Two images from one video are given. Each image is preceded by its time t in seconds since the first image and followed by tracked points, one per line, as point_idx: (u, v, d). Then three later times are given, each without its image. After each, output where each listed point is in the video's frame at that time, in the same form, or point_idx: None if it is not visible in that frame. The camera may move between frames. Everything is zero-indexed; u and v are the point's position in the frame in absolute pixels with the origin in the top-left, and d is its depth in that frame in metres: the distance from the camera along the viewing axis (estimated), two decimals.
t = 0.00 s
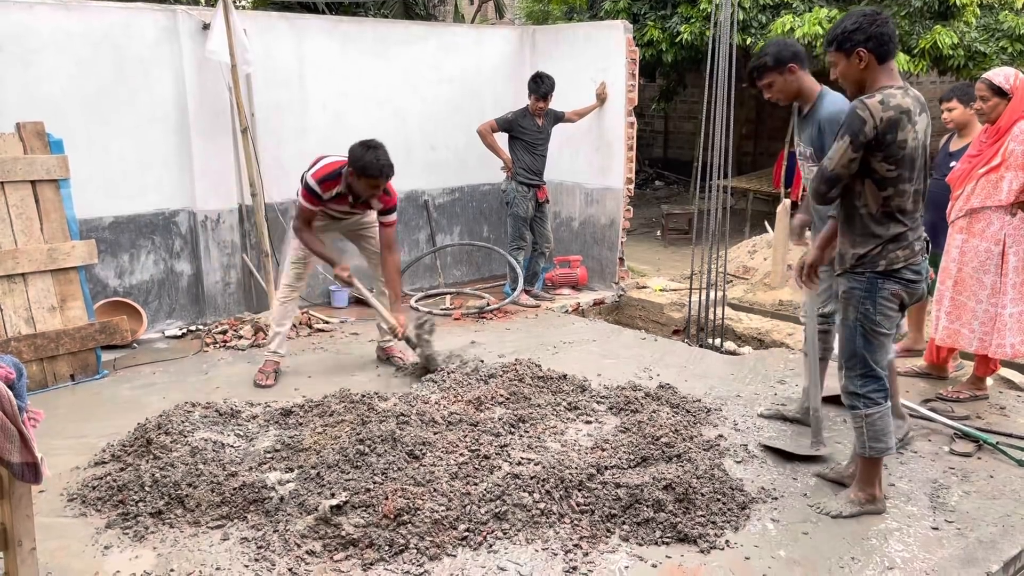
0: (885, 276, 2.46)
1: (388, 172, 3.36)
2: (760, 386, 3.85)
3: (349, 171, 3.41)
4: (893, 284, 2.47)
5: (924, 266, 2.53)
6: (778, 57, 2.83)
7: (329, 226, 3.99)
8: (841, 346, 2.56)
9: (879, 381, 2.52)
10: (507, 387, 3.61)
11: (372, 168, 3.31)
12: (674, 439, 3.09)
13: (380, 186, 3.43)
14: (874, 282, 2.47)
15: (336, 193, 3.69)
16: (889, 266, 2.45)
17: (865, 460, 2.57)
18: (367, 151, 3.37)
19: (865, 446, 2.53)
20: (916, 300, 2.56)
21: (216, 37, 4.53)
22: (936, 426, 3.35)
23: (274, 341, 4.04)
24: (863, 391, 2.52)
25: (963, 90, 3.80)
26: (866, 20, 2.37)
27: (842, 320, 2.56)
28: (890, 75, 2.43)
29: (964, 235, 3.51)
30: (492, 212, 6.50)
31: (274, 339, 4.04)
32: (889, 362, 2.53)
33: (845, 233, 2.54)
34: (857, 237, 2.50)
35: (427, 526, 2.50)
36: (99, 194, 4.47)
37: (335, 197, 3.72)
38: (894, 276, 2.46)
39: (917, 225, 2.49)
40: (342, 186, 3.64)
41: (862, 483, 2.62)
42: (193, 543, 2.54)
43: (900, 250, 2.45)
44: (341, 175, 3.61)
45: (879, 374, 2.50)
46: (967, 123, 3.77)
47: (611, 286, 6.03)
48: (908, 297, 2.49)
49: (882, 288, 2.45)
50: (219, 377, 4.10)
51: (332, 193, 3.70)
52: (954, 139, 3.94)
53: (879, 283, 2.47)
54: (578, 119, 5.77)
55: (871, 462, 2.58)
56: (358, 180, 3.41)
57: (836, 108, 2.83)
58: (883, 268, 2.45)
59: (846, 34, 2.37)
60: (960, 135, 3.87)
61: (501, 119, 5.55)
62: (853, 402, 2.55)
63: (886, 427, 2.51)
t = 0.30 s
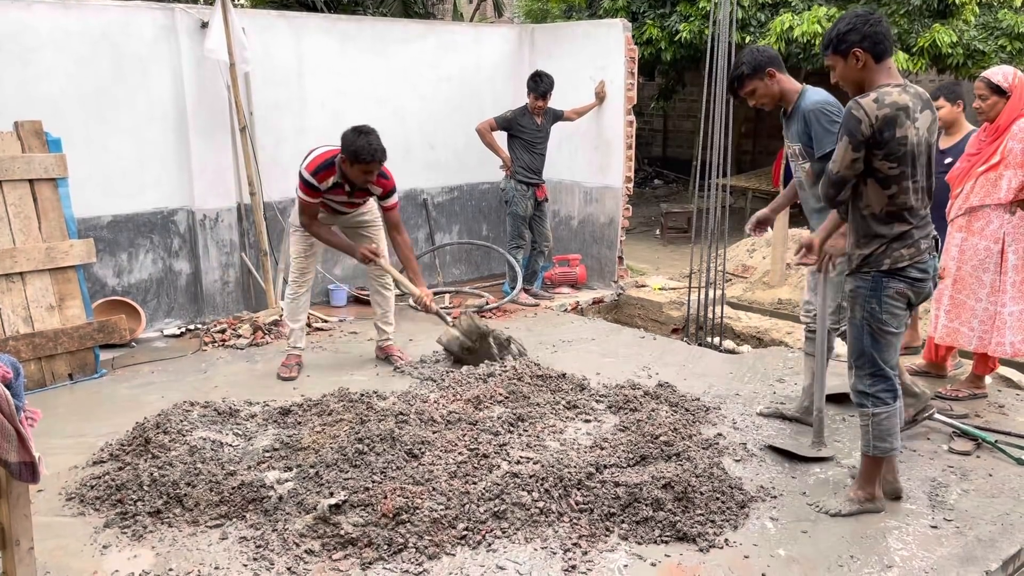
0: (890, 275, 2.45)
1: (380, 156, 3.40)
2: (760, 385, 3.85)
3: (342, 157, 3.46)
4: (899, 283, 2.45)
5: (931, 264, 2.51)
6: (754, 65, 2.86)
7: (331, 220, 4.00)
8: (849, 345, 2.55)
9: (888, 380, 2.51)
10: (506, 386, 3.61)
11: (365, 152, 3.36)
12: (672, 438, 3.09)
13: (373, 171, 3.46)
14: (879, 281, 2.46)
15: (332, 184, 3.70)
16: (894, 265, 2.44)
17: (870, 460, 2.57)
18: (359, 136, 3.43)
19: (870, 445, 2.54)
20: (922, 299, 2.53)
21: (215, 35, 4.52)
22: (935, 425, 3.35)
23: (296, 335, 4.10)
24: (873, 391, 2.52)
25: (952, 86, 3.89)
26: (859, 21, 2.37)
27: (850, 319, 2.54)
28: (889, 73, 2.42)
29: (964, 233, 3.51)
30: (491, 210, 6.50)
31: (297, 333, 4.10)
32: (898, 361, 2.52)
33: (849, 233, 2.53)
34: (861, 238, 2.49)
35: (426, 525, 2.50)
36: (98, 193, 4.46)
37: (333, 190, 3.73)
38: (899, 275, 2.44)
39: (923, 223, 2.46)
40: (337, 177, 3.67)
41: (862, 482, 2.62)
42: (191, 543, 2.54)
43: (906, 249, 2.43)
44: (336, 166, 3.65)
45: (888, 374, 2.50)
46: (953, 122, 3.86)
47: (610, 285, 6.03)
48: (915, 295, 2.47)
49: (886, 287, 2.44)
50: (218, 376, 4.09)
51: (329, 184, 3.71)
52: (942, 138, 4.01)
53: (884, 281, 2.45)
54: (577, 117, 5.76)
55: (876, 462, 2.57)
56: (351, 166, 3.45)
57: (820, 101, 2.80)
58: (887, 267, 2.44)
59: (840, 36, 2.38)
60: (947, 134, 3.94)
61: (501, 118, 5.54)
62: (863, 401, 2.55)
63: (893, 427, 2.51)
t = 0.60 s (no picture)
0: (890, 270, 2.45)
1: (359, 151, 3.41)
2: (759, 383, 3.85)
3: (320, 151, 3.46)
4: (898, 278, 2.44)
5: (934, 260, 2.49)
6: (760, 61, 2.87)
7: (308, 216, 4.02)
8: (849, 341, 2.54)
9: (886, 377, 2.50)
10: (505, 384, 3.61)
11: (344, 146, 3.37)
12: (671, 437, 3.09)
13: (351, 164, 3.48)
14: (879, 276, 2.46)
15: (303, 177, 3.70)
16: (893, 260, 2.44)
17: (868, 458, 2.57)
18: (337, 129, 3.41)
19: (868, 442, 2.54)
20: (926, 296, 2.51)
21: (213, 34, 4.52)
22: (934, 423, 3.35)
23: (294, 335, 4.11)
24: (870, 387, 2.51)
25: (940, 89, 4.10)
26: (870, 18, 2.38)
27: (850, 314, 2.53)
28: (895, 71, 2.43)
29: (961, 232, 3.52)
30: (489, 209, 6.50)
31: (293, 332, 4.10)
32: (896, 358, 2.51)
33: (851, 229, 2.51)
34: (863, 234, 2.48)
35: (425, 524, 2.50)
36: (96, 192, 4.46)
37: (304, 182, 3.74)
38: (899, 269, 2.44)
39: (925, 221, 2.46)
40: (311, 170, 3.68)
41: (861, 480, 2.62)
42: (191, 542, 2.54)
43: (905, 244, 2.43)
44: (311, 159, 3.66)
45: (887, 371, 2.49)
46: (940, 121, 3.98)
47: (609, 284, 6.03)
48: (916, 291, 2.46)
49: (886, 282, 2.44)
50: (217, 375, 4.09)
51: (299, 177, 3.71)
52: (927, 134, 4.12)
53: (884, 276, 2.45)
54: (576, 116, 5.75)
55: (874, 459, 2.57)
56: (329, 161, 3.46)
57: (823, 99, 2.75)
58: (888, 262, 2.44)
59: (851, 32, 2.37)
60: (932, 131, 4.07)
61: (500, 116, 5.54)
62: (861, 397, 2.54)
63: (891, 424, 2.50)
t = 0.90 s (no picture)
0: (889, 266, 2.45)
1: (377, 174, 3.38)
2: (757, 382, 3.85)
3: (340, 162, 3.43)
4: (896, 274, 2.45)
5: (930, 258, 2.50)
6: (794, 53, 2.84)
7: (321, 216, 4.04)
8: (838, 336, 2.55)
9: (873, 372, 2.52)
10: (504, 383, 3.61)
11: (367, 165, 3.34)
12: (670, 436, 3.09)
13: (366, 185, 3.44)
14: (878, 271, 2.45)
15: (314, 178, 3.69)
16: (894, 255, 2.43)
17: (861, 454, 2.57)
18: (361, 148, 3.38)
19: (858, 438, 2.53)
20: (921, 293, 2.52)
21: (212, 33, 4.51)
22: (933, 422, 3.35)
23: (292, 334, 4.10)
24: (857, 382, 2.53)
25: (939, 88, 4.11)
26: (887, 15, 2.39)
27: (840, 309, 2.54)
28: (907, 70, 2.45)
29: (960, 231, 3.51)
30: (489, 208, 6.50)
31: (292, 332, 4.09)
32: (882, 354, 2.53)
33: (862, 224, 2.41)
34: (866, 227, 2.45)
35: (423, 523, 2.50)
36: (94, 192, 4.45)
37: (314, 183, 3.72)
38: (898, 266, 2.44)
39: (923, 219, 2.47)
40: (325, 175, 3.66)
41: (857, 477, 2.62)
42: (189, 541, 2.54)
43: (905, 241, 2.43)
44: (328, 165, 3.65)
45: (874, 366, 2.50)
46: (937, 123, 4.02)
47: (608, 283, 6.04)
48: (911, 288, 2.46)
49: (885, 278, 2.43)
50: (216, 374, 4.09)
51: (309, 177, 3.70)
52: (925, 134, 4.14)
53: (883, 271, 2.45)
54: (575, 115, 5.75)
55: (868, 456, 2.57)
56: (347, 176, 3.42)
57: (851, 98, 2.75)
58: (888, 257, 2.43)
59: (869, 27, 2.37)
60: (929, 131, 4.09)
61: (499, 115, 5.53)
62: (847, 393, 2.55)
63: (879, 419, 2.51)
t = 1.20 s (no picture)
0: (873, 264, 2.42)
1: (411, 163, 3.47)
2: (756, 382, 3.85)
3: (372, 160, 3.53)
4: (879, 272, 2.42)
5: (918, 257, 2.46)
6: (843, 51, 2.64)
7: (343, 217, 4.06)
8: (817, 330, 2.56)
9: (845, 367, 2.52)
10: (502, 383, 3.61)
11: (398, 157, 3.43)
12: (669, 435, 3.09)
13: (402, 176, 3.54)
14: (861, 268, 2.43)
15: (355, 183, 3.78)
16: (879, 254, 2.41)
17: (843, 451, 2.55)
18: (393, 141, 3.48)
19: (834, 434, 2.53)
20: (907, 292, 2.49)
21: (210, 32, 4.51)
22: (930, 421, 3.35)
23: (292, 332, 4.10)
24: (828, 376, 2.53)
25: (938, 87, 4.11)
26: (892, 14, 2.39)
27: (824, 303, 2.54)
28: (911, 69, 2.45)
29: (958, 230, 3.52)
30: (487, 207, 6.49)
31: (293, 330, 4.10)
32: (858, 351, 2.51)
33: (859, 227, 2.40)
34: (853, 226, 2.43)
35: (422, 522, 2.50)
36: (93, 191, 4.45)
37: (356, 189, 3.82)
38: (882, 264, 2.42)
39: (914, 219, 2.44)
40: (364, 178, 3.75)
41: (844, 475, 2.58)
42: (188, 540, 2.54)
43: (892, 240, 2.40)
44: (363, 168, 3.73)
45: (845, 361, 2.50)
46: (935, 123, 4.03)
47: (607, 282, 6.04)
48: (895, 287, 2.43)
49: (868, 276, 2.41)
50: (214, 373, 4.08)
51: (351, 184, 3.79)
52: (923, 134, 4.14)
53: (867, 269, 2.43)
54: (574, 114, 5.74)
55: (851, 454, 2.54)
56: (381, 171, 3.52)
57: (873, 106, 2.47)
58: (873, 255, 2.41)
59: (873, 26, 2.38)
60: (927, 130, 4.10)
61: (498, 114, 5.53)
62: (819, 388, 2.56)
63: (852, 415, 2.50)
